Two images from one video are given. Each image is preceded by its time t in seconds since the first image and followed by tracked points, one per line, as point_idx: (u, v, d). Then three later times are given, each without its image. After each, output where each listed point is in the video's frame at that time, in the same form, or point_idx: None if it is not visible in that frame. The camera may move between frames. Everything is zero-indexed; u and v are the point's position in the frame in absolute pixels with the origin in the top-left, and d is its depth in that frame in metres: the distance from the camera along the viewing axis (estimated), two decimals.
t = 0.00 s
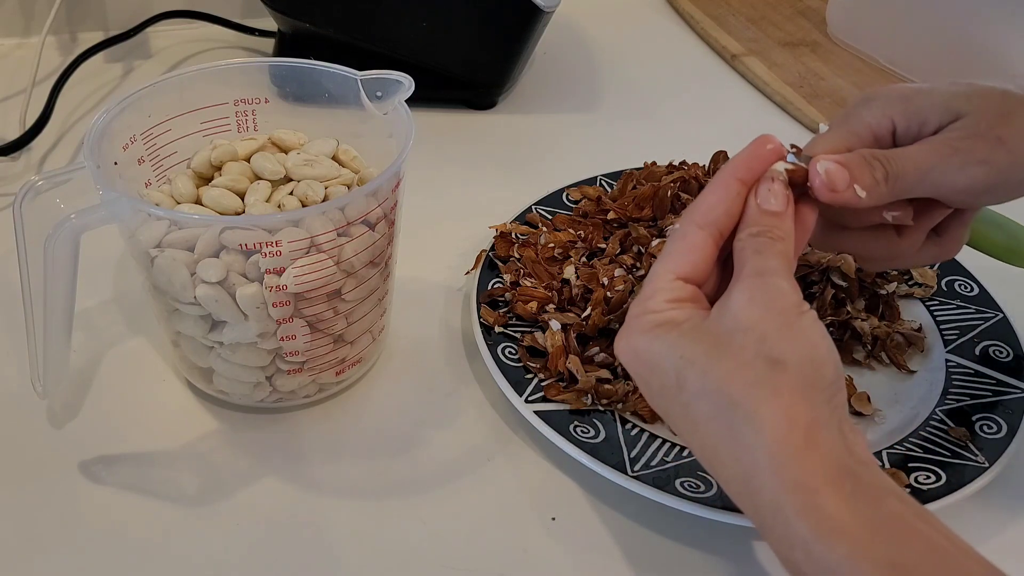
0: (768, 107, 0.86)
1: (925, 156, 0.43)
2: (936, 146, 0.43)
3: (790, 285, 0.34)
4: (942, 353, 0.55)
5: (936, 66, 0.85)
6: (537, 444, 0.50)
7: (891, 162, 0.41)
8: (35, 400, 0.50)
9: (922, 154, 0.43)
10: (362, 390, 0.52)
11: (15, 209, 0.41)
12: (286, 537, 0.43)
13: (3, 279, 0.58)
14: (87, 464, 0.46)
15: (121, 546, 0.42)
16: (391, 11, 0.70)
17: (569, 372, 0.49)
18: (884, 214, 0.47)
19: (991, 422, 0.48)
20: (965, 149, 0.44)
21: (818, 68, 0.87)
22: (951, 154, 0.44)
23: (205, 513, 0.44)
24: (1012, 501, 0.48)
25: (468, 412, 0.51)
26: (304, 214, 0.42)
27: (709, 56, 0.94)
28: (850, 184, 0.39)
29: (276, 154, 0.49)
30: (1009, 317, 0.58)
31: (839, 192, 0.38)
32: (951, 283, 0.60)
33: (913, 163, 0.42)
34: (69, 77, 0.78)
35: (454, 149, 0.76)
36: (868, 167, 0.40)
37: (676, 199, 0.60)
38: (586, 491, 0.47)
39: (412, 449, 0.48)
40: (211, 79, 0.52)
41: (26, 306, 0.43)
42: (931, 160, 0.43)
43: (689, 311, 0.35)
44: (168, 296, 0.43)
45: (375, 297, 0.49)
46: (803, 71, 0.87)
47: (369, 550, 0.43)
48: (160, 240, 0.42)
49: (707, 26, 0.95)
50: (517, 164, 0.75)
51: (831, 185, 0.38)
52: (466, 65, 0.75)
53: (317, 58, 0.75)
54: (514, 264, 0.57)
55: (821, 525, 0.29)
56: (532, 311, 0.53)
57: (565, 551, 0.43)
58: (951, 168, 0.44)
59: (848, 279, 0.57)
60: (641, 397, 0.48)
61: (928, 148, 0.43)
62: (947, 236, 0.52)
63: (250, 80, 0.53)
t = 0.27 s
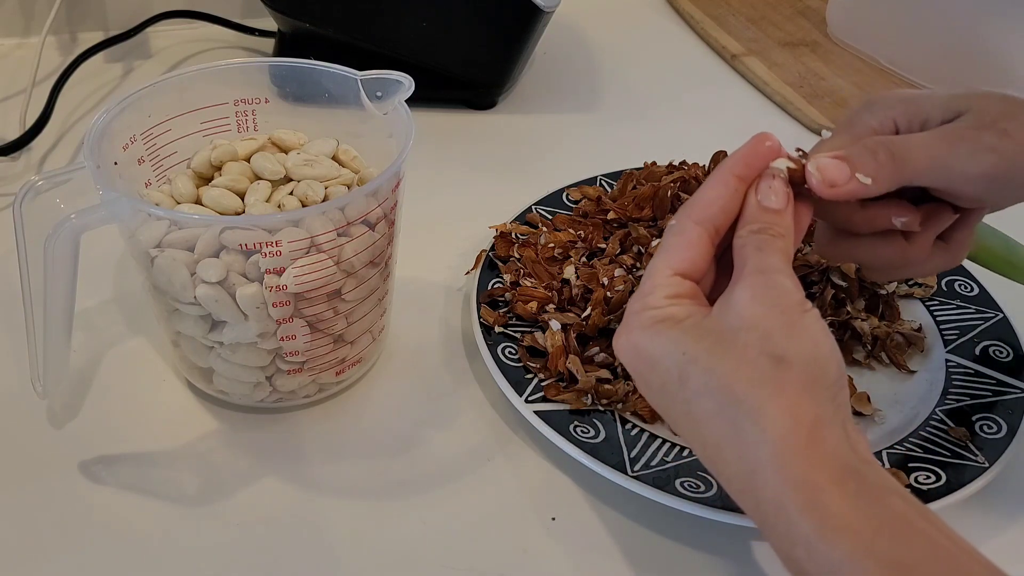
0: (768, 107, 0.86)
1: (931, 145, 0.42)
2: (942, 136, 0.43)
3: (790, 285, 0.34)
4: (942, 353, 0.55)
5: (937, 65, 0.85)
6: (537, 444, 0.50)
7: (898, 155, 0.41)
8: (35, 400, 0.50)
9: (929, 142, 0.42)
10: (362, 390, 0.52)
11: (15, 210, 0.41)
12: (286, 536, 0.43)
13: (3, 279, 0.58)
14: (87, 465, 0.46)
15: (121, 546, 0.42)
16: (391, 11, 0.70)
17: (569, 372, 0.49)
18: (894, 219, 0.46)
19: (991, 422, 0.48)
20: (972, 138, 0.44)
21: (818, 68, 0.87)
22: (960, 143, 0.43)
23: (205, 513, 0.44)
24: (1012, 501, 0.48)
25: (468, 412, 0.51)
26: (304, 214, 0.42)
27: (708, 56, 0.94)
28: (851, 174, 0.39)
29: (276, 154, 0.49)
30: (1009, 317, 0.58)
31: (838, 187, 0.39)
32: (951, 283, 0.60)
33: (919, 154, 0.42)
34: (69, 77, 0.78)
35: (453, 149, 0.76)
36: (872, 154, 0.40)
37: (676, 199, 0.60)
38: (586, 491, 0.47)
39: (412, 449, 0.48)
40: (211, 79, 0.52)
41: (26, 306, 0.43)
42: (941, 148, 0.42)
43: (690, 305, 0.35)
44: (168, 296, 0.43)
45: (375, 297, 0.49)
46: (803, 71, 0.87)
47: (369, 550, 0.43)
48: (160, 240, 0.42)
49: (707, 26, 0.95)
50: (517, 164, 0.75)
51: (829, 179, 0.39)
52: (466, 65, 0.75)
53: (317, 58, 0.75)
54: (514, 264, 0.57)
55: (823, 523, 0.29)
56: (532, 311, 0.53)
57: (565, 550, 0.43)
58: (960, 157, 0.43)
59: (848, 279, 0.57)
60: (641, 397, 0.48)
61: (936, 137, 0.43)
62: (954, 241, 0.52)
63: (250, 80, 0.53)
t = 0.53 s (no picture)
0: (768, 107, 0.86)
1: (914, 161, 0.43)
2: (927, 153, 0.44)
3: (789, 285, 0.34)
4: (942, 353, 0.55)
5: (936, 64, 0.85)
6: (537, 443, 0.50)
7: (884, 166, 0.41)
8: (35, 400, 0.50)
9: (914, 159, 0.43)
10: (362, 390, 0.52)
11: (15, 210, 0.41)
12: (286, 537, 0.43)
13: (3, 279, 0.58)
14: (87, 465, 0.46)
15: (121, 546, 0.42)
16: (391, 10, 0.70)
17: (569, 372, 0.49)
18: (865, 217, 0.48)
19: (991, 422, 0.48)
20: (960, 159, 0.44)
21: (818, 68, 0.87)
22: (944, 164, 0.44)
23: (205, 513, 0.44)
24: (1013, 502, 0.48)
25: (468, 412, 0.51)
26: (304, 214, 0.42)
27: (709, 56, 0.94)
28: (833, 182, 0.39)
29: (276, 154, 0.49)
30: (1009, 317, 0.58)
31: (818, 193, 0.39)
32: (951, 283, 0.60)
33: (902, 170, 0.42)
34: (69, 77, 0.78)
35: (454, 149, 0.76)
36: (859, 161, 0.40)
37: (676, 199, 0.60)
38: (586, 491, 0.47)
39: (411, 449, 0.48)
40: (211, 79, 0.52)
41: (26, 306, 0.43)
42: (924, 166, 0.43)
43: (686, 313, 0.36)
44: (168, 296, 0.43)
45: (375, 297, 0.49)
46: (803, 70, 0.87)
47: (369, 549, 0.43)
48: (160, 240, 0.42)
49: (707, 26, 0.95)
50: (517, 164, 0.75)
51: (811, 185, 0.39)
52: (467, 65, 0.75)
53: (317, 58, 0.75)
54: (514, 264, 0.57)
55: (831, 523, 0.29)
56: (532, 311, 0.53)
57: (565, 550, 0.43)
58: (943, 176, 0.44)
59: (848, 279, 0.57)
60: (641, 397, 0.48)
61: (922, 152, 0.43)
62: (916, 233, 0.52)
63: (250, 80, 0.53)
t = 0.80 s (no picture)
0: (768, 107, 0.86)
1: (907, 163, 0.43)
2: (920, 155, 0.44)
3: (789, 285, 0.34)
4: (942, 352, 0.55)
5: (937, 64, 0.85)
6: (537, 443, 0.50)
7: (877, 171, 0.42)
8: (35, 400, 0.50)
9: (905, 159, 0.44)
10: (362, 390, 0.52)
11: (15, 210, 0.41)
12: (286, 537, 0.43)
13: (3, 279, 0.58)
14: (87, 465, 0.46)
15: (121, 546, 0.42)
16: (391, 10, 0.70)
17: (569, 372, 0.49)
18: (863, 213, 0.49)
19: (991, 422, 0.48)
20: (952, 160, 0.45)
21: (818, 68, 0.87)
22: (936, 163, 0.44)
23: (205, 513, 0.44)
24: (1013, 503, 0.48)
25: (469, 412, 0.51)
26: (304, 214, 0.42)
27: (708, 56, 0.94)
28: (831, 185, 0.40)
29: (276, 154, 0.49)
30: (1009, 317, 0.58)
31: (818, 194, 0.40)
32: (951, 283, 0.60)
33: (894, 166, 0.43)
34: (69, 77, 0.78)
35: (454, 149, 0.76)
36: (854, 167, 0.42)
37: (676, 199, 0.60)
38: (586, 491, 0.47)
39: (411, 449, 0.48)
40: (211, 79, 0.52)
41: (26, 306, 0.43)
42: (914, 165, 0.44)
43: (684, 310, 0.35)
44: (168, 296, 0.43)
45: (375, 297, 0.49)
46: (803, 70, 0.87)
47: (369, 549, 0.43)
48: (160, 240, 0.42)
49: (707, 26, 0.95)
50: (517, 164, 0.75)
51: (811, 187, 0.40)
52: (467, 65, 0.75)
53: (317, 58, 0.75)
54: (514, 264, 0.57)
55: (829, 522, 0.29)
56: (532, 311, 0.53)
57: (565, 550, 0.43)
58: (935, 175, 0.44)
59: (848, 279, 0.57)
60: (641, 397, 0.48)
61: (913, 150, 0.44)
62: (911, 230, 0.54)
63: (250, 79, 0.53)
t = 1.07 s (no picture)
0: (768, 107, 0.86)
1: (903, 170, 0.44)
2: (916, 163, 0.44)
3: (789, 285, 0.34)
4: (942, 352, 0.55)
5: (938, 65, 0.85)
6: (537, 443, 0.50)
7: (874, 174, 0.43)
8: (35, 400, 0.50)
9: (901, 166, 0.44)
10: (362, 390, 0.52)
11: (15, 210, 0.41)
12: (286, 537, 0.43)
13: (3, 279, 0.58)
14: (87, 465, 0.46)
15: (121, 546, 0.42)
16: (391, 10, 0.70)
17: (569, 372, 0.49)
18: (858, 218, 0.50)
19: (992, 422, 0.48)
20: (947, 168, 0.45)
21: (818, 68, 0.87)
22: (932, 171, 0.45)
23: (205, 513, 0.44)
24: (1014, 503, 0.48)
25: (469, 412, 0.51)
26: (304, 214, 0.42)
27: (708, 56, 0.94)
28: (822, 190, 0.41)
29: (276, 154, 0.49)
30: (1009, 317, 0.58)
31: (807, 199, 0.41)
32: (951, 283, 0.60)
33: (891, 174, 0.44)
34: (69, 77, 0.78)
35: (453, 149, 0.76)
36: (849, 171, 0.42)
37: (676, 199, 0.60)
38: (586, 491, 0.47)
39: (411, 449, 0.48)
40: (211, 79, 0.52)
41: (26, 306, 0.43)
42: (911, 174, 0.44)
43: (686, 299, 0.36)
44: (168, 296, 0.43)
45: (375, 297, 0.49)
46: (803, 70, 0.87)
47: (369, 549, 0.43)
48: (160, 240, 0.42)
49: (707, 26, 0.95)
50: (517, 164, 0.75)
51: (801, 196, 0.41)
52: (467, 64, 0.75)
53: (317, 58, 0.75)
54: (514, 264, 0.57)
55: (838, 506, 0.28)
56: (532, 311, 0.53)
57: (564, 550, 0.43)
58: (931, 180, 0.45)
59: (848, 279, 0.57)
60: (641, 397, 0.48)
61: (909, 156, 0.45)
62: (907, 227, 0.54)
63: (250, 79, 0.53)
